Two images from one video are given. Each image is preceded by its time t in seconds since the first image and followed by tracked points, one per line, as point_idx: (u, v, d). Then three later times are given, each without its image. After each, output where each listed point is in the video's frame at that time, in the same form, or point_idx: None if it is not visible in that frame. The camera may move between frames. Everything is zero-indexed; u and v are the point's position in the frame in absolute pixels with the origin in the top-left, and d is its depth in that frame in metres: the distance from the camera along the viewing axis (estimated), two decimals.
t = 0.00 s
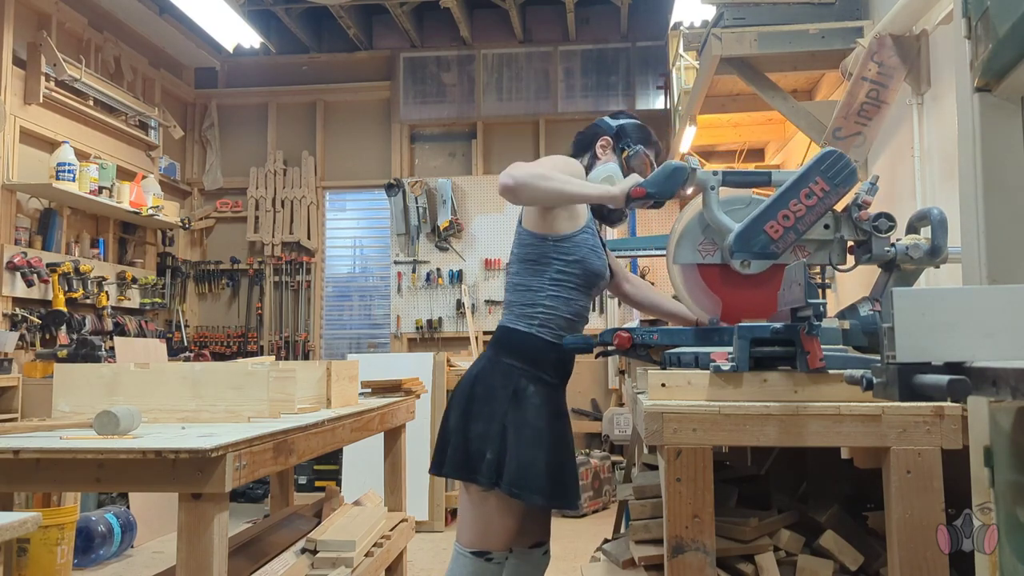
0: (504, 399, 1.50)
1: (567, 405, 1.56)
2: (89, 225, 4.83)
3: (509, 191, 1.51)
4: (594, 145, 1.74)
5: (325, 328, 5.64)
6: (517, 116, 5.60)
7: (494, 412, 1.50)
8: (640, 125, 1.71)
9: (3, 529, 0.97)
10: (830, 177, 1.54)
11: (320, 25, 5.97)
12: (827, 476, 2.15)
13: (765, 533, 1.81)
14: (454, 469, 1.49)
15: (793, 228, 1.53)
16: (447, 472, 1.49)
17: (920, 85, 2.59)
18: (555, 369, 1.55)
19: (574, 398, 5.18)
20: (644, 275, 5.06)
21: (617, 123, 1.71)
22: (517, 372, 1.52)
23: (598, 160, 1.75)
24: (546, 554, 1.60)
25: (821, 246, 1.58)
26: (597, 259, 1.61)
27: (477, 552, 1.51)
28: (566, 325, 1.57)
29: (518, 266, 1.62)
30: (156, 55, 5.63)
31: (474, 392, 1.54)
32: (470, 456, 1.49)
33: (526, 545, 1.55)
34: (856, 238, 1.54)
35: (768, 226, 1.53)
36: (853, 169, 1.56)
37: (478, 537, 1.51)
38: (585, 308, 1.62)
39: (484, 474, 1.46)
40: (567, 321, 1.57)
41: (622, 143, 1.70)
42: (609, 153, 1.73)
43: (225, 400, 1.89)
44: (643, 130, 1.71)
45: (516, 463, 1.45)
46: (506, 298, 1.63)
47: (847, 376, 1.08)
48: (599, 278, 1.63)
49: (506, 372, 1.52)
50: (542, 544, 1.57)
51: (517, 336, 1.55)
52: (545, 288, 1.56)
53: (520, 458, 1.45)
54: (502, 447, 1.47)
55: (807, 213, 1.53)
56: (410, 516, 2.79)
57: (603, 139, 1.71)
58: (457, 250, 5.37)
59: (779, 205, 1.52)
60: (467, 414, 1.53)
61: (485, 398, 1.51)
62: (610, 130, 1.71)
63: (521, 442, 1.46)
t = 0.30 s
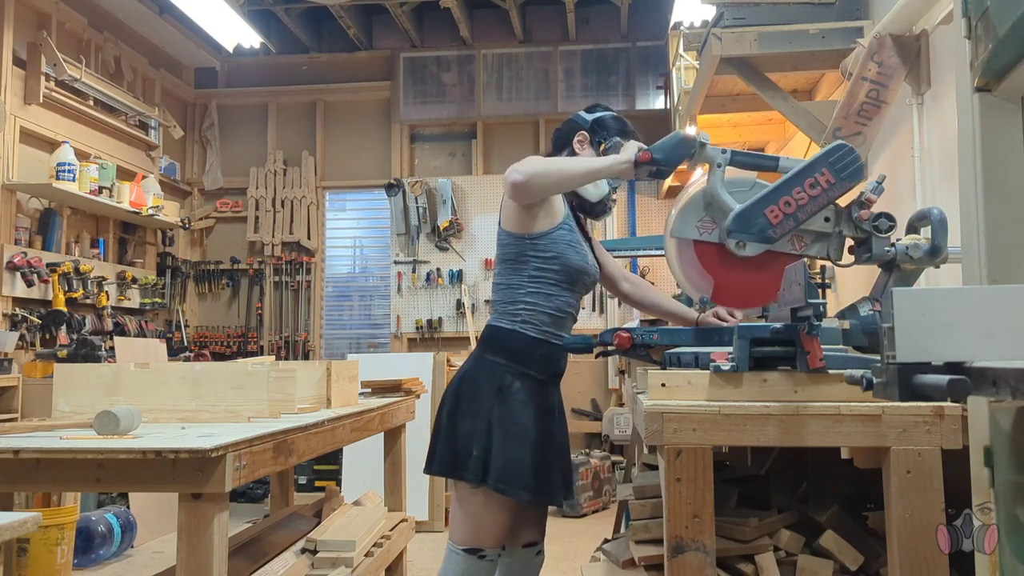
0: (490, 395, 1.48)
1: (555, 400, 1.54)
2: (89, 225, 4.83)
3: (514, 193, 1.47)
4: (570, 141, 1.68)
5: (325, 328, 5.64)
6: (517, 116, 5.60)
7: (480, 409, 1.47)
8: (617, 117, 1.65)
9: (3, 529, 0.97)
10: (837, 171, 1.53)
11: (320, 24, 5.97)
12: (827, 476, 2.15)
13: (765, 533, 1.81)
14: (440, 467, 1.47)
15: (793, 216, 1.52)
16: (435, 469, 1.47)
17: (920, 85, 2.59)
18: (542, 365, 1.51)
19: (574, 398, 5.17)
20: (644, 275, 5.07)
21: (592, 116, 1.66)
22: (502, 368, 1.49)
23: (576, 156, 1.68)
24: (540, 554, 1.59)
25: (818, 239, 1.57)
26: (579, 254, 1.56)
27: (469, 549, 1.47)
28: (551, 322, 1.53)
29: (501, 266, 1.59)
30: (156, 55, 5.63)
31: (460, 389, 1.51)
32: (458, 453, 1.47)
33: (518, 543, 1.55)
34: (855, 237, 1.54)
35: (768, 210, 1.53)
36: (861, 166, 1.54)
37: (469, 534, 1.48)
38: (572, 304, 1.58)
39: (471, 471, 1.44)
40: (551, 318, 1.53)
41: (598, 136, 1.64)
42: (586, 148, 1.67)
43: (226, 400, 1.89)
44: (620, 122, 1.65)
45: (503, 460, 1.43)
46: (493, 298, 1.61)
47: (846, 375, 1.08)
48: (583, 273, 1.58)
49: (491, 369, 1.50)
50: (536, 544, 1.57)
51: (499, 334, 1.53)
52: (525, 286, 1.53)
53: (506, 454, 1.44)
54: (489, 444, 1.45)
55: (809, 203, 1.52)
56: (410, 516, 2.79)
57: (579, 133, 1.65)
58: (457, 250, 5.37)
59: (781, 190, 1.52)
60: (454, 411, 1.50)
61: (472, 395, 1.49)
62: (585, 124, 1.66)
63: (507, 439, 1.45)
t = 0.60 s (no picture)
0: (487, 393, 1.47)
1: (553, 398, 1.54)
2: (89, 225, 4.83)
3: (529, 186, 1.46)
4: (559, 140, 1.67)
5: (325, 328, 5.64)
6: (517, 116, 5.60)
7: (478, 407, 1.47)
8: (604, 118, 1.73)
9: (2, 529, 0.97)
10: (864, 156, 1.51)
11: (320, 24, 5.96)
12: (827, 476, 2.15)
13: (765, 533, 1.81)
14: (438, 465, 1.47)
15: (804, 178, 1.53)
16: (433, 467, 1.47)
17: (920, 85, 2.60)
18: (539, 362, 1.51)
19: (574, 398, 5.17)
20: (644, 275, 5.07)
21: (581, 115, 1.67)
22: (499, 366, 1.49)
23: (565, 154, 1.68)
24: (539, 554, 1.59)
25: (819, 215, 1.56)
26: (572, 252, 1.56)
27: (467, 548, 1.48)
28: (547, 320, 1.52)
29: (496, 266, 1.59)
30: (156, 55, 5.63)
31: (458, 388, 1.51)
32: (455, 451, 1.47)
33: (518, 543, 1.53)
34: (854, 233, 1.53)
35: (783, 163, 1.53)
36: (890, 163, 1.52)
37: (468, 532, 1.48)
38: (567, 302, 1.57)
39: (469, 468, 1.44)
40: (548, 316, 1.53)
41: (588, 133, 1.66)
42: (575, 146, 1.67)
43: (225, 400, 1.89)
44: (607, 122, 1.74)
45: (500, 457, 1.43)
46: (489, 298, 1.61)
47: (846, 375, 1.08)
48: (578, 271, 1.57)
49: (489, 367, 1.50)
50: (536, 544, 1.57)
51: (496, 333, 1.52)
52: (520, 284, 1.53)
53: (503, 452, 1.43)
54: (486, 442, 1.45)
55: (825, 173, 1.52)
56: (410, 516, 2.79)
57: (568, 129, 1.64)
58: (457, 250, 5.37)
59: (804, 151, 1.53)
60: (452, 410, 1.50)
61: (469, 393, 1.49)
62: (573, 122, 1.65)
63: (504, 436, 1.45)
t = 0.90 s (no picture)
0: (484, 391, 1.47)
1: (552, 399, 1.53)
2: (89, 224, 4.82)
3: (550, 168, 1.45)
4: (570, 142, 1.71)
5: (325, 328, 5.64)
6: (517, 116, 5.61)
7: (475, 404, 1.47)
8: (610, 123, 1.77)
9: (3, 529, 0.97)
10: (888, 153, 1.54)
11: (320, 24, 5.96)
12: (827, 475, 2.15)
13: (765, 533, 1.81)
14: (436, 461, 1.47)
15: (824, 153, 1.54)
16: (431, 463, 1.47)
17: (920, 85, 2.60)
18: (538, 362, 1.50)
19: (574, 398, 5.17)
20: (644, 275, 5.07)
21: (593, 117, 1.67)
22: (498, 365, 1.49)
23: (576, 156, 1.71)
24: (543, 555, 1.59)
25: (826, 197, 1.59)
26: (577, 250, 1.55)
27: (466, 545, 1.46)
28: (548, 318, 1.52)
29: (501, 263, 1.59)
30: (156, 55, 5.63)
31: (457, 386, 1.51)
32: (453, 448, 1.47)
33: (518, 543, 1.54)
34: (854, 232, 1.53)
35: (809, 133, 1.55)
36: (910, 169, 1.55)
37: (467, 529, 1.46)
38: (570, 302, 1.56)
39: (465, 465, 1.44)
40: (549, 316, 1.52)
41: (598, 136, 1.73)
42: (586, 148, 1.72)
43: (225, 400, 1.89)
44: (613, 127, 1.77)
45: (494, 455, 1.43)
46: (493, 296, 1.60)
47: (846, 375, 1.08)
48: (581, 270, 1.56)
49: (486, 365, 1.49)
50: (539, 544, 1.56)
51: (495, 331, 1.52)
52: (523, 281, 1.52)
53: (499, 450, 1.43)
54: (482, 439, 1.45)
55: (845, 156, 1.54)
56: (410, 516, 2.79)
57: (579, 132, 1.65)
58: (457, 250, 5.37)
59: (833, 127, 1.54)
60: (451, 408, 1.50)
61: (467, 391, 1.49)
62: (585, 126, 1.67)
63: (501, 434, 1.44)
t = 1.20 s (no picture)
0: (480, 390, 1.47)
1: (550, 398, 1.51)
2: (89, 224, 4.82)
3: (560, 164, 1.45)
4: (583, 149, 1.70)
5: (325, 328, 5.64)
6: (517, 116, 5.61)
7: (471, 403, 1.47)
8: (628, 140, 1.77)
9: (3, 529, 0.97)
10: (894, 153, 1.53)
11: (320, 25, 5.96)
12: (827, 475, 2.15)
13: (765, 533, 1.81)
14: (434, 459, 1.48)
15: (830, 149, 1.54)
16: (431, 461, 1.48)
17: (920, 85, 2.60)
18: (535, 360, 1.49)
19: (574, 398, 5.17)
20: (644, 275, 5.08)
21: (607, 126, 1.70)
22: (493, 363, 1.49)
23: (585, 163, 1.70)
24: (545, 554, 1.59)
25: (828, 194, 1.59)
26: (578, 249, 1.54)
27: (465, 544, 1.46)
28: (545, 316, 1.50)
29: (502, 261, 1.59)
30: (156, 55, 5.63)
31: (455, 385, 1.51)
32: (450, 447, 1.47)
33: (518, 542, 1.54)
34: (854, 232, 1.53)
35: (816, 129, 1.54)
36: (915, 171, 1.54)
37: (466, 528, 1.46)
38: (570, 302, 1.54)
39: (461, 463, 1.44)
40: (546, 314, 1.50)
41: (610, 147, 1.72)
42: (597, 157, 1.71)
43: (225, 400, 1.89)
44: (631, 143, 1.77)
45: (489, 454, 1.42)
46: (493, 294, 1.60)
47: (846, 375, 1.08)
48: (582, 269, 1.54)
49: (483, 364, 1.49)
50: (542, 543, 1.56)
51: (493, 329, 1.52)
52: (521, 279, 1.52)
53: (493, 449, 1.42)
54: (478, 438, 1.45)
55: (850, 155, 1.54)
56: (410, 516, 2.79)
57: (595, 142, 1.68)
58: (457, 250, 5.37)
59: (841, 124, 1.54)
60: (450, 407, 1.51)
61: (465, 389, 1.49)
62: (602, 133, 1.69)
63: (496, 433, 1.43)
